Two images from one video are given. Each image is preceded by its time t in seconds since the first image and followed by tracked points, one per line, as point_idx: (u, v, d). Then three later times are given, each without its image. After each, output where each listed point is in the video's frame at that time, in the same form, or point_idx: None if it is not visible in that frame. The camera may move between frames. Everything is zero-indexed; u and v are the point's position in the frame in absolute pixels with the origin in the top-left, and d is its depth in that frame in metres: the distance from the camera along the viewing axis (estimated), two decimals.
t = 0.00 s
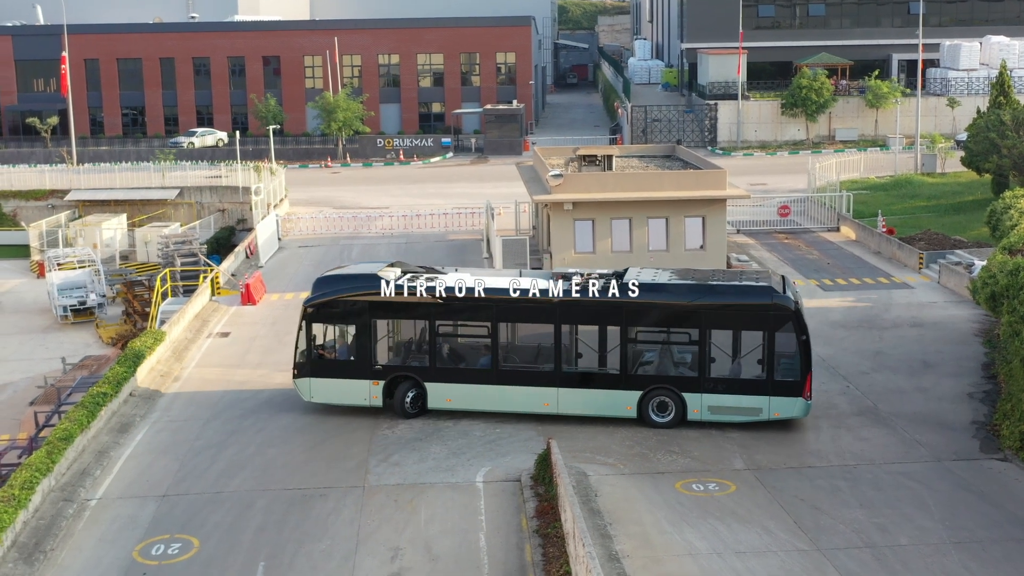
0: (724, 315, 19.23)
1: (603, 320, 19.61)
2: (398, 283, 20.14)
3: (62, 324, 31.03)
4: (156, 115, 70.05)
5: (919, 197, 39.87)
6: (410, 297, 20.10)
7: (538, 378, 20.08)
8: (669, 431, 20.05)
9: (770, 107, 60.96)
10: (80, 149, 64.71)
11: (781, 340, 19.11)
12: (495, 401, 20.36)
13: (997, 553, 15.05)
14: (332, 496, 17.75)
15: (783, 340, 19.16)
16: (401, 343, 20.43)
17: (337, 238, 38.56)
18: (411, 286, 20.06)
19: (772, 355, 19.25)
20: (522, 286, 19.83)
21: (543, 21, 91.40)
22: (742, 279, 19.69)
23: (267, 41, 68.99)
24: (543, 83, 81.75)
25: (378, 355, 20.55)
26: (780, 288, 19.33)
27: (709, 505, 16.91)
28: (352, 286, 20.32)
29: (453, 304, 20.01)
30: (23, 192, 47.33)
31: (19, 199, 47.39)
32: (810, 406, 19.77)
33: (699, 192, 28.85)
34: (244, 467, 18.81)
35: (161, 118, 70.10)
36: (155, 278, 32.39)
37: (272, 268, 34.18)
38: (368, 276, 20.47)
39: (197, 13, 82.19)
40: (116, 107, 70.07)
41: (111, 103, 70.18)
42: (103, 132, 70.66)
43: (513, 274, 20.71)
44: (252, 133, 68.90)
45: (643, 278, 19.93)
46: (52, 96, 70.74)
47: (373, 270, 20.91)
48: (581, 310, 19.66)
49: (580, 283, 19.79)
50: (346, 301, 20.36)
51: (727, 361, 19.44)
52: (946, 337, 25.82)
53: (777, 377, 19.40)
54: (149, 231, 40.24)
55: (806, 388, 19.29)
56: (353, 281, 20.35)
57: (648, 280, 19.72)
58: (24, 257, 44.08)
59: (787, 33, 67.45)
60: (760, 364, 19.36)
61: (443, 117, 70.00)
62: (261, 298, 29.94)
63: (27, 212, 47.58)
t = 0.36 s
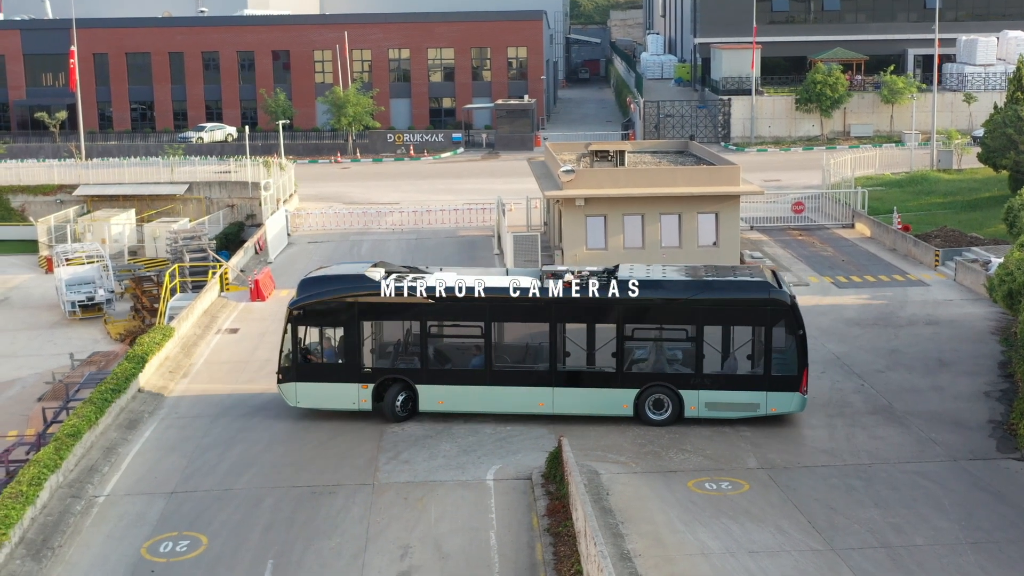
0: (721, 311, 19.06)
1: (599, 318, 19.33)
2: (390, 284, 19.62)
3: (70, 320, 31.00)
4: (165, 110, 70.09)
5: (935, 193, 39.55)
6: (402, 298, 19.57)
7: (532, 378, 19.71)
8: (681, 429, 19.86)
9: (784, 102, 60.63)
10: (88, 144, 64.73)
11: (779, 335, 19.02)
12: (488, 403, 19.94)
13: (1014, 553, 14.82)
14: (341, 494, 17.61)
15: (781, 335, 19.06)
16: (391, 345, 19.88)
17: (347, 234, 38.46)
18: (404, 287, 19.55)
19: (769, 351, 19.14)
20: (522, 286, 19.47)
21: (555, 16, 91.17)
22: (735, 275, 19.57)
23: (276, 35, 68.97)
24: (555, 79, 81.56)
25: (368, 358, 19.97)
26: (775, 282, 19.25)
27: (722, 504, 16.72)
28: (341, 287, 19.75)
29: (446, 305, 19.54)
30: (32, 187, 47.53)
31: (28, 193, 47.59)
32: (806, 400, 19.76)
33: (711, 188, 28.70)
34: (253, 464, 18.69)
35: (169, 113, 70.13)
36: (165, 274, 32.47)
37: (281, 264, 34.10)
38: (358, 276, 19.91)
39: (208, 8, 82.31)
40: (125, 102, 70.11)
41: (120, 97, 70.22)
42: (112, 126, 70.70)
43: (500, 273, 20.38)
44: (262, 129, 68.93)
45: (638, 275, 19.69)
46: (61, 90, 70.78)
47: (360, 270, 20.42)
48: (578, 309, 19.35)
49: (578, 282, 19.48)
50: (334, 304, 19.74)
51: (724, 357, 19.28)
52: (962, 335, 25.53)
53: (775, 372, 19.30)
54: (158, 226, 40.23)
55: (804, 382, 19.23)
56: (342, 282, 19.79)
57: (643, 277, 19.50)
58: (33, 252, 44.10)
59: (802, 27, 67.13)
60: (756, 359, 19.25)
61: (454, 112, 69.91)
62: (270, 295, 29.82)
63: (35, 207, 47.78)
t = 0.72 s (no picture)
0: (720, 307, 19.00)
1: (598, 316, 19.13)
2: (386, 284, 19.16)
3: (78, 316, 30.97)
4: (175, 105, 70.19)
5: (951, 190, 39.24)
6: (398, 298, 19.11)
7: (528, 378, 19.41)
8: (694, 427, 19.67)
9: (799, 98, 60.29)
10: (96, 139, 64.76)
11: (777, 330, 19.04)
12: (483, 404, 19.58)
13: None
14: (351, 491, 17.47)
15: (779, 329, 19.08)
16: (383, 347, 19.38)
17: (357, 230, 38.35)
18: (400, 287, 19.10)
19: (766, 347, 19.15)
20: (522, 285, 19.15)
21: (567, 11, 90.92)
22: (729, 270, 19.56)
23: (286, 30, 68.93)
24: (567, 74, 81.35)
25: (360, 360, 19.44)
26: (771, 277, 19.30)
27: (735, 503, 16.51)
28: (333, 288, 19.19)
29: (442, 305, 19.12)
30: (41, 182, 47.40)
31: (36, 189, 47.47)
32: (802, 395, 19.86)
33: (724, 184, 28.66)
34: (262, 462, 18.56)
35: (179, 108, 70.23)
36: (174, 270, 32.57)
37: (290, 260, 34.08)
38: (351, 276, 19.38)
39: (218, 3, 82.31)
40: (134, 97, 70.19)
41: (129, 92, 70.26)
42: (121, 121, 70.78)
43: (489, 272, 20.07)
44: (271, 124, 68.93)
45: (633, 272, 19.54)
46: (70, 85, 70.86)
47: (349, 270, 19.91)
48: (578, 307, 19.10)
49: (577, 281, 19.24)
50: (326, 305, 19.17)
51: (722, 352, 19.23)
52: (979, 333, 25.26)
53: (772, 368, 19.33)
54: (167, 222, 40.28)
55: (801, 377, 19.29)
56: (335, 283, 19.23)
57: (638, 274, 19.39)
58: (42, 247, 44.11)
59: (817, 22, 66.61)
60: (754, 355, 19.24)
61: (464, 108, 69.76)
62: (279, 291, 29.70)
63: (44, 202, 47.68)
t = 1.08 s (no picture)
0: (717, 303, 18.87)
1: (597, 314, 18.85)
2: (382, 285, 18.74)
3: (87, 312, 30.94)
4: (184, 100, 70.28)
5: (967, 186, 38.93)
6: (394, 299, 18.67)
7: (524, 379, 19.09)
8: (706, 426, 19.48)
9: (813, 93, 59.93)
10: (105, 134, 64.81)
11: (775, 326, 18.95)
12: (478, 406, 19.21)
13: None
14: (362, 489, 17.34)
15: (777, 325, 19.02)
16: (376, 349, 18.93)
17: (368, 226, 38.23)
18: (397, 287, 18.69)
19: (763, 343, 19.09)
20: (521, 285, 18.82)
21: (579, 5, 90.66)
22: (723, 267, 19.45)
23: (296, 25, 68.95)
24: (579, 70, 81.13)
25: (354, 364, 18.96)
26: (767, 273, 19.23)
27: (749, 502, 16.32)
28: (326, 289, 18.69)
29: (438, 305, 18.73)
30: (50, 177, 47.61)
31: (45, 184, 47.65)
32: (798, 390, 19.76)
33: (737, 181, 29.31)
34: (271, 459, 18.44)
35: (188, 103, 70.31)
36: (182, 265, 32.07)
37: (301, 256, 33.97)
38: (344, 278, 18.92)
39: None
40: (143, 92, 70.29)
41: (138, 88, 70.35)
42: (130, 117, 70.88)
43: (479, 272, 19.70)
44: (281, 119, 68.94)
45: (628, 270, 19.34)
46: (79, 81, 70.96)
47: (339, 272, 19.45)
48: (576, 307, 18.81)
49: (577, 280, 18.95)
50: (318, 307, 18.66)
51: (719, 349, 19.10)
52: (995, 331, 25.00)
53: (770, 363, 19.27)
54: (176, 218, 40.21)
55: (798, 373, 19.25)
56: (327, 285, 18.75)
57: (633, 272, 19.18)
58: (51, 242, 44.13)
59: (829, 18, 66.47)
60: (751, 352, 19.15)
61: (476, 103, 69.62)
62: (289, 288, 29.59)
63: (52, 198, 47.88)
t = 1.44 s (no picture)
0: (715, 301, 18.74)
1: (596, 313, 18.61)
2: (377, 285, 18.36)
3: (96, 309, 30.94)
4: (193, 96, 70.35)
5: (983, 184, 38.63)
6: (392, 300, 18.25)
7: (522, 381, 18.79)
8: (718, 425, 19.30)
9: (827, 90, 59.59)
10: (114, 130, 64.86)
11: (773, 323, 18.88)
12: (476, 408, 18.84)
13: None
14: (372, 487, 17.23)
15: (774, 322, 18.98)
16: (371, 352, 18.48)
17: (378, 223, 38.14)
18: (393, 288, 18.29)
19: (762, 340, 19.02)
20: (520, 284, 18.54)
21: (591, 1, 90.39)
22: (718, 264, 19.35)
23: (305, 21, 68.88)
24: (591, 66, 80.90)
25: (349, 367, 18.50)
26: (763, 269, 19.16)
27: (762, 501, 16.14)
28: (320, 291, 18.21)
29: (436, 306, 18.35)
30: (59, 174, 47.67)
31: (54, 180, 47.71)
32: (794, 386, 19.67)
33: (751, 177, 29.55)
34: (280, 457, 18.34)
35: (197, 99, 70.39)
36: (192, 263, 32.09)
37: (310, 252, 33.90)
38: (338, 280, 18.48)
39: None
40: (152, 88, 70.39)
41: (147, 83, 70.46)
42: (139, 113, 71.01)
43: (470, 272, 19.37)
44: (291, 115, 68.94)
45: (624, 268, 19.14)
46: (88, 76, 71.07)
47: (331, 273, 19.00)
48: (576, 306, 18.57)
49: (576, 280, 18.70)
50: (312, 309, 18.17)
51: (717, 346, 18.99)
52: (1011, 329, 24.75)
53: (768, 360, 19.18)
54: (185, 214, 40.21)
55: (795, 368, 19.20)
56: (320, 287, 18.26)
57: (630, 271, 19.00)
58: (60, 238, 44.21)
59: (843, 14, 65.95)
60: (748, 349, 19.07)
61: (487, 99, 69.50)
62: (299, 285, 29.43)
63: (61, 194, 47.91)
